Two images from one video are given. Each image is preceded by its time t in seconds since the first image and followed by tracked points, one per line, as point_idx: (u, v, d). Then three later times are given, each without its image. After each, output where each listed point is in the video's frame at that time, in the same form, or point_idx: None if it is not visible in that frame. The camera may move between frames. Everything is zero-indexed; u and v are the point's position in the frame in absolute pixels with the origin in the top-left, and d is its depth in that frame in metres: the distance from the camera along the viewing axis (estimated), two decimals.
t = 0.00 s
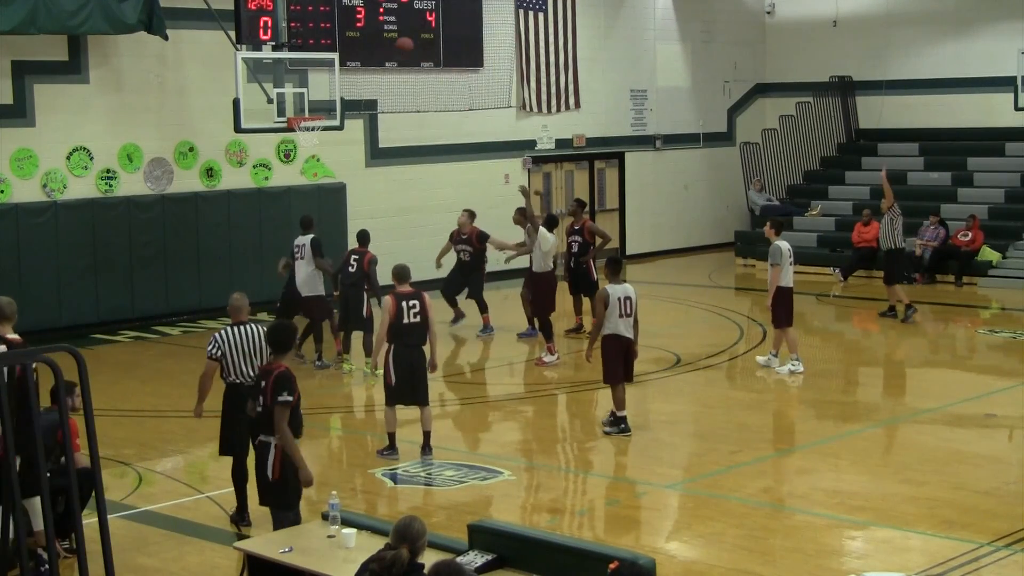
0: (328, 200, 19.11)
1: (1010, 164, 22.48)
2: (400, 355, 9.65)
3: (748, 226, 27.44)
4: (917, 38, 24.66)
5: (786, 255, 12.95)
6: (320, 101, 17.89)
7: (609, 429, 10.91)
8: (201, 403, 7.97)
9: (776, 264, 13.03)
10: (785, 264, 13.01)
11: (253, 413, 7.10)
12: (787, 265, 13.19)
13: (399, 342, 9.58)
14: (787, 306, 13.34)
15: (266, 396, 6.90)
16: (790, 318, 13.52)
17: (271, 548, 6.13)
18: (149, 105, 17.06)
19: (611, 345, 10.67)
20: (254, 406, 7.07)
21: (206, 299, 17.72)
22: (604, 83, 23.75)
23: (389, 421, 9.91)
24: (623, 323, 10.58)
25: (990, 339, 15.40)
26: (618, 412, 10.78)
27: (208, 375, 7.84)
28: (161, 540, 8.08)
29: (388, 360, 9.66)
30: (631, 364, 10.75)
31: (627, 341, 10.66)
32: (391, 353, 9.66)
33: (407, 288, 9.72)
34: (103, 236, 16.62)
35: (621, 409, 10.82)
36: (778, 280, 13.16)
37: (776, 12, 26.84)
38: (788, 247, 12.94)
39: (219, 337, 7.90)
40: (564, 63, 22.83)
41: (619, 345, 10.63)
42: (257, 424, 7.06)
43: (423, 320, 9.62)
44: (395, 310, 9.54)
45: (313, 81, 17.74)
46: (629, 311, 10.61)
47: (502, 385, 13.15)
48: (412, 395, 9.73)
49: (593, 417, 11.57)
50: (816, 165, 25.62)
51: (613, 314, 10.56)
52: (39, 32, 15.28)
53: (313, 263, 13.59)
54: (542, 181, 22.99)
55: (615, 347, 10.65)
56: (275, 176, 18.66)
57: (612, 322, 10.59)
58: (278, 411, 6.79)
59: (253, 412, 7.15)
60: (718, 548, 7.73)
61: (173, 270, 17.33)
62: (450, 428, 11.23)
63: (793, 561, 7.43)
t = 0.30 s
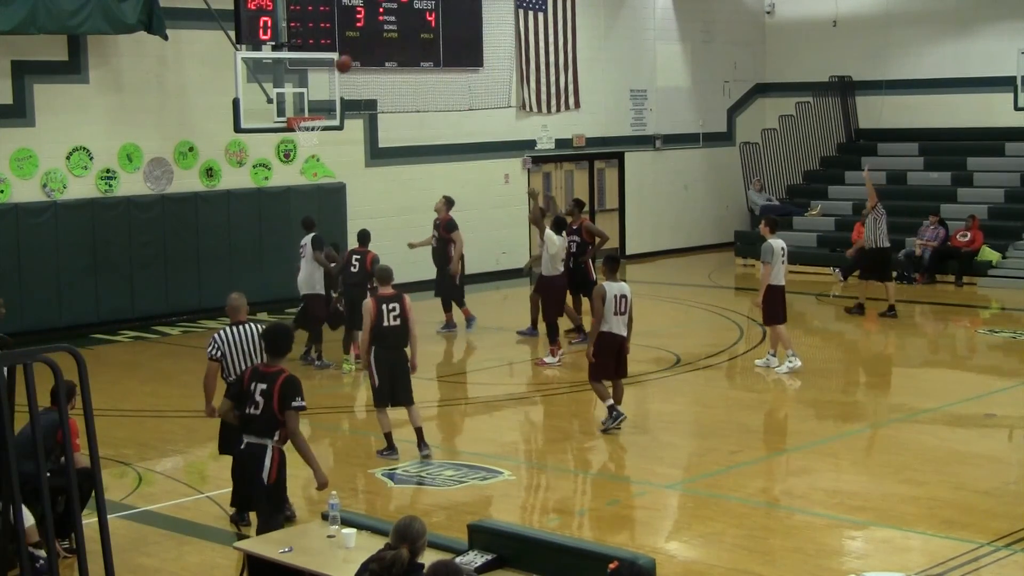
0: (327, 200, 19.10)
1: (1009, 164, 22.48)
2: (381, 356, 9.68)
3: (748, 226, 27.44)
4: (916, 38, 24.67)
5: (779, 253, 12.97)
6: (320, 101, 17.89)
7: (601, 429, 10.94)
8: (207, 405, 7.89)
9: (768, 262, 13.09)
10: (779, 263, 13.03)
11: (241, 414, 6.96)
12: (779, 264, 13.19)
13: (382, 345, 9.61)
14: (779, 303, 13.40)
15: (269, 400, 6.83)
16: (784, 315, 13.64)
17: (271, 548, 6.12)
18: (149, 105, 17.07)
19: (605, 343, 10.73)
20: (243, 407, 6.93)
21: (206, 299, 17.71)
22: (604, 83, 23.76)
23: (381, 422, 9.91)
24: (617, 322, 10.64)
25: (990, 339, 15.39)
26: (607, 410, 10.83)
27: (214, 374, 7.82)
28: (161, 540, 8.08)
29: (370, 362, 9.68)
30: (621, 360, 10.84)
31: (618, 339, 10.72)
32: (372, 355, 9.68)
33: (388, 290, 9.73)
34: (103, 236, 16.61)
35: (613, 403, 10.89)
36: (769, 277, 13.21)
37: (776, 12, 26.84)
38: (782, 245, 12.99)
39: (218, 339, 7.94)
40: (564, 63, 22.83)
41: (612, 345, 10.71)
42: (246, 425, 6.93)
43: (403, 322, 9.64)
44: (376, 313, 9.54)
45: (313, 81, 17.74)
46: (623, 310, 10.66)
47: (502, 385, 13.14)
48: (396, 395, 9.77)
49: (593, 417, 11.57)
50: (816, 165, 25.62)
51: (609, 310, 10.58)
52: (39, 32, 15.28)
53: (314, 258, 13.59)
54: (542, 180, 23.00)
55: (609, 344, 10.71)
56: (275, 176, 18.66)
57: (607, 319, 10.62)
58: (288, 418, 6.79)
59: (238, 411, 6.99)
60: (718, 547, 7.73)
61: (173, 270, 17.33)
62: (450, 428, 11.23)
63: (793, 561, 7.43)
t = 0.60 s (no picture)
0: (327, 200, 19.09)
1: (1009, 164, 22.48)
2: (366, 357, 9.73)
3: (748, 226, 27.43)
4: (916, 38, 24.67)
5: (773, 251, 13.14)
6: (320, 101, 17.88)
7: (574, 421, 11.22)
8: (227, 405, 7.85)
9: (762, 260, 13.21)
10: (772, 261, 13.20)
11: (225, 419, 6.84)
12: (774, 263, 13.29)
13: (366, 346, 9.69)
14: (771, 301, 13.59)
15: (255, 399, 6.78)
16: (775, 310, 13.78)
17: (271, 548, 6.13)
18: (149, 105, 17.07)
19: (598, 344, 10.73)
20: (226, 411, 6.83)
21: (206, 299, 17.70)
22: (604, 82, 23.76)
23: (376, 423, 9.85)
24: (611, 321, 10.67)
25: (990, 339, 15.39)
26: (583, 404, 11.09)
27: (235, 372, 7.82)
28: (162, 540, 8.08)
29: (354, 365, 9.68)
30: (614, 362, 10.81)
31: (612, 339, 10.72)
32: (357, 359, 9.69)
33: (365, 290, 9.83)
34: (103, 235, 16.61)
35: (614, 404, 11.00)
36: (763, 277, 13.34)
37: (776, 12, 26.85)
38: (775, 243, 13.11)
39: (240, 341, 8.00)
40: (564, 63, 22.83)
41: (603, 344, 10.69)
42: (233, 429, 6.81)
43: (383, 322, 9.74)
44: (354, 313, 9.64)
45: (313, 81, 17.74)
46: (617, 308, 10.70)
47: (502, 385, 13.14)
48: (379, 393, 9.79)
49: (593, 417, 11.57)
50: (816, 165, 25.62)
51: (602, 310, 10.61)
52: (39, 32, 15.28)
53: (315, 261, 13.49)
54: (541, 181, 23.01)
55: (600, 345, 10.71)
56: (275, 176, 18.66)
57: (600, 319, 10.65)
58: (276, 413, 6.76)
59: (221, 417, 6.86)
60: (718, 548, 7.73)
61: (173, 270, 17.33)
62: (450, 428, 11.23)
63: (793, 561, 7.43)
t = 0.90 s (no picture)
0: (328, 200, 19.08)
1: (1009, 164, 22.48)
2: (337, 358, 9.81)
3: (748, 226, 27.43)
4: (916, 38, 24.67)
5: (763, 252, 13.26)
6: (320, 101, 17.86)
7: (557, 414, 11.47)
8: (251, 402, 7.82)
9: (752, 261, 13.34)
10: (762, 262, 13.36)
11: (199, 422, 6.83)
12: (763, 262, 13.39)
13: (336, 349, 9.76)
14: (764, 302, 13.69)
15: (230, 399, 6.81)
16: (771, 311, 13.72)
17: (271, 548, 6.13)
18: (149, 105, 17.07)
19: (581, 346, 10.82)
20: (200, 414, 6.83)
21: (207, 299, 17.71)
22: (604, 83, 23.75)
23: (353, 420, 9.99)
24: (593, 320, 10.75)
25: (989, 339, 15.39)
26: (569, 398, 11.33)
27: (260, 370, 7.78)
28: (162, 540, 8.08)
29: (326, 367, 9.74)
30: (600, 362, 10.90)
31: (596, 339, 10.81)
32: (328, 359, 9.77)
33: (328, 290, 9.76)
34: (103, 235, 16.61)
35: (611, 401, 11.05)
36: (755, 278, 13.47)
37: (776, 12, 26.86)
38: (765, 244, 13.27)
39: (268, 338, 7.91)
40: (564, 63, 22.82)
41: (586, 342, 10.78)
42: (210, 432, 6.81)
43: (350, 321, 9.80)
44: (323, 316, 9.63)
45: (313, 81, 17.74)
46: (598, 307, 10.78)
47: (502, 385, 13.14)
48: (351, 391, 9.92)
49: (593, 417, 11.57)
50: (816, 165, 25.63)
51: (581, 310, 10.72)
52: (39, 32, 15.28)
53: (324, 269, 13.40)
54: (542, 181, 23.02)
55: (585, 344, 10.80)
56: (275, 176, 18.67)
57: (580, 319, 10.75)
58: (252, 411, 6.80)
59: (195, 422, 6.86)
60: (718, 548, 7.73)
61: (173, 270, 17.32)
62: (450, 428, 11.23)
63: (794, 561, 7.43)
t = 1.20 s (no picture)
0: (328, 200, 19.08)
1: (1010, 164, 22.48)
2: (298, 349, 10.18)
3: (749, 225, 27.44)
4: (916, 38, 24.67)
5: (742, 253, 13.23)
6: (320, 101, 17.86)
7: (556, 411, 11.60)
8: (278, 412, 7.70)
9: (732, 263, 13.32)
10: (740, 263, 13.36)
11: (186, 424, 6.77)
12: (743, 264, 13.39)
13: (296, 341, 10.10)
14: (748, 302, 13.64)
15: (218, 397, 6.79)
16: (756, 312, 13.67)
17: (271, 548, 6.13)
18: (149, 105, 17.08)
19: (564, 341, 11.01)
20: (188, 416, 6.77)
21: (207, 300, 17.72)
22: (604, 83, 23.75)
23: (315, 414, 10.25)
24: (572, 316, 10.95)
25: (990, 339, 15.39)
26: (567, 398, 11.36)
27: (289, 383, 7.65)
28: (162, 540, 8.09)
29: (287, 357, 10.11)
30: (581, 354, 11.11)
31: (579, 334, 10.99)
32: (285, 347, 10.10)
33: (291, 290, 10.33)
34: (103, 235, 16.61)
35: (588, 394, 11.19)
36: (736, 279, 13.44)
37: (777, 12, 26.86)
38: (742, 244, 13.22)
39: (296, 348, 7.70)
40: (564, 63, 22.83)
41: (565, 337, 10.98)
42: (200, 433, 6.78)
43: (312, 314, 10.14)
44: (286, 306, 10.12)
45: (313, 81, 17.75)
46: (579, 304, 10.97)
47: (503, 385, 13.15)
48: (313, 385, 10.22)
49: (593, 417, 11.58)
50: (816, 165, 25.64)
51: (562, 307, 10.93)
52: (39, 32, 15.28)
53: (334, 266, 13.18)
54: (542, 181, 23.03)
55: (564, 340, 10.99)
56: (275, 176, 18.67)
57: (561, 315, 10.96)
58: (240, 408, 6.80)
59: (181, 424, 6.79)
60: (718, 548, 7.73)
61: (173, 270, 17.32)
62: (450, 428, 11.23)
63: (794, 561, 7.43)
